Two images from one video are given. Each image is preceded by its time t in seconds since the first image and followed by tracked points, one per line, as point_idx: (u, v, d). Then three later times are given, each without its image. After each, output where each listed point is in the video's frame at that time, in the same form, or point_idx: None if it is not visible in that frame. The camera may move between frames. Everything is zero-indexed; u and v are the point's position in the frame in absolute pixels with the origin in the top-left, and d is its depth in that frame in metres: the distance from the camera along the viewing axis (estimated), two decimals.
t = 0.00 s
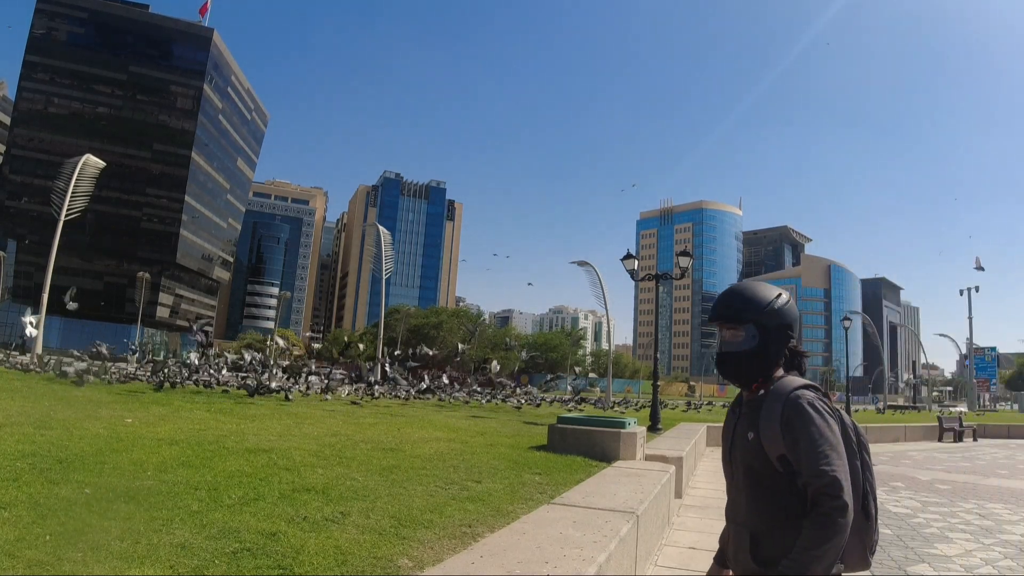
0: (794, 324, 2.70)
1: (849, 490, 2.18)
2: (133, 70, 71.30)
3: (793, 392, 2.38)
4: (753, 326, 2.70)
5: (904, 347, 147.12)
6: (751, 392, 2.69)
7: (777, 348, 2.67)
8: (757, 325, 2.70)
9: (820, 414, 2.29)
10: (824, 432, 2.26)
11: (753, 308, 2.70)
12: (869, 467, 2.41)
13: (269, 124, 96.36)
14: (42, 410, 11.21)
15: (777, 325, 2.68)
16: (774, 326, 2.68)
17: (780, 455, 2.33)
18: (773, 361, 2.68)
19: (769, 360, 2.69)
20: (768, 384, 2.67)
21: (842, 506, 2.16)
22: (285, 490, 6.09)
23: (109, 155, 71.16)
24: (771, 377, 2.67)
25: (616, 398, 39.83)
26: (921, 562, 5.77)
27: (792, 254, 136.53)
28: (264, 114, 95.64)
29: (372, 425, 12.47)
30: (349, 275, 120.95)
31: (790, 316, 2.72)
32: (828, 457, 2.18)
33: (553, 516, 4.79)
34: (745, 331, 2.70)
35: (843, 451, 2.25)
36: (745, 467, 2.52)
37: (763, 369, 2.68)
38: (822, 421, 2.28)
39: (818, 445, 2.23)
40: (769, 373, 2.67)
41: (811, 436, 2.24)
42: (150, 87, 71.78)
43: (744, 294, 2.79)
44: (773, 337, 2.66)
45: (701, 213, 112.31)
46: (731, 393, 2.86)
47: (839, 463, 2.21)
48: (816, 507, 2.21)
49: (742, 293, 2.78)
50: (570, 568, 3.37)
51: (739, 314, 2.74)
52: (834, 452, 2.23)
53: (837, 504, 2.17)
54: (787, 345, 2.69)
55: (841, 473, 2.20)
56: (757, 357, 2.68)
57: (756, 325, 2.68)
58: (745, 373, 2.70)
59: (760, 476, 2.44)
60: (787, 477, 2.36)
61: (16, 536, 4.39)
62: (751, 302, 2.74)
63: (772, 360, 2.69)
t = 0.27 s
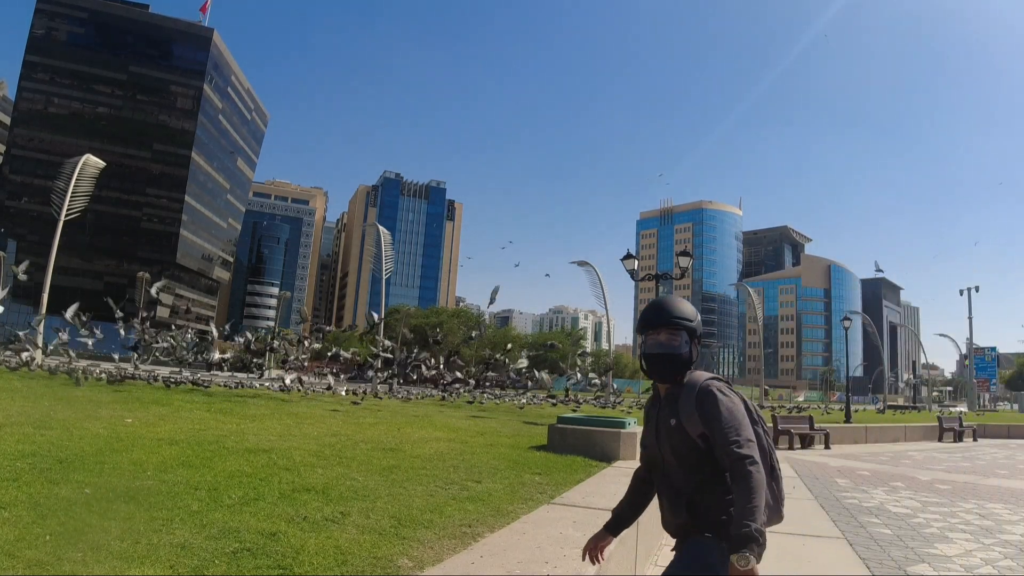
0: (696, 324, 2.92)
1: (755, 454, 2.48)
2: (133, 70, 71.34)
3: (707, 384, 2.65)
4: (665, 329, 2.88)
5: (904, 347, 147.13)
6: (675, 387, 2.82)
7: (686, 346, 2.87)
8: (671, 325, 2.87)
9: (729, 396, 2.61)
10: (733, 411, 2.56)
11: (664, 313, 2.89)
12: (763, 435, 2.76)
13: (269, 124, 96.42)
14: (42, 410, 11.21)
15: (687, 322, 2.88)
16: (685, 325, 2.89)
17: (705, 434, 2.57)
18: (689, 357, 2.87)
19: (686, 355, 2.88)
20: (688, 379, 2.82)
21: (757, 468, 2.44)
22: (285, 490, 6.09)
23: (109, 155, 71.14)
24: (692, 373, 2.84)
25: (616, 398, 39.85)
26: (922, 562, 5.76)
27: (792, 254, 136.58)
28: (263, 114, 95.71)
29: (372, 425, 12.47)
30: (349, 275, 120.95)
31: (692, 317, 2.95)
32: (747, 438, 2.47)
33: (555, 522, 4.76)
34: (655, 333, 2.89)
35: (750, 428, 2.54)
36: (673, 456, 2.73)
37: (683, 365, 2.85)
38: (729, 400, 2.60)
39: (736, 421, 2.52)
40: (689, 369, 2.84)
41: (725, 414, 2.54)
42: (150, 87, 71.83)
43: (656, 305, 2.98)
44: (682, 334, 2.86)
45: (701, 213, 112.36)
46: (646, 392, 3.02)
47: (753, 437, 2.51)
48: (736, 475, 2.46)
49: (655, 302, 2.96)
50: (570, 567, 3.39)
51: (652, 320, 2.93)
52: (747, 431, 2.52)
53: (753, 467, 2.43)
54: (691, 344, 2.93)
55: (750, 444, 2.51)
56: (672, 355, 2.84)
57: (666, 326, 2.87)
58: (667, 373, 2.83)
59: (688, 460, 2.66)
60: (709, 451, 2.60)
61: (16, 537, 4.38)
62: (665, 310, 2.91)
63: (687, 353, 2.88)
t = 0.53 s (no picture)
0: (635, 319, 3.11)
1: (698, 430, 2.72)
2: (133, 70, 71.37)
3: (649, 373, 2.89)
4: (609, 326, 3.08)
5: (904, 347, 147.05)
6: (620, 379, 3.02)
7: (630, 340, 3.07)
8: (612, 324, 3.07)
9: (670, 377, 2.84)
10: (675, 391, 2.79)
11: (606, 312, 3.10)
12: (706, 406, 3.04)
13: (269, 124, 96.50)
14: (42, 410, 11.20)
15: (626, 319, 3.09)
16: (626, 319, 3.08)
17: (649, 419, 2.82)
18: (633, 350, 3.08)
19: (631, 348, 3.07)
20: (633, 369, 3.02)
21: (699, 442, 2.68)
22: (284, 490, 6.09)
23: (109, 155, 71.13)
24: (639, 366, 3.03)
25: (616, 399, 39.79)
26: (922, 562, 5.76)
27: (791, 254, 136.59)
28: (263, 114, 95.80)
29: (372, 425, 12.46)
30: (349, 275, 120.96)
31: (632, 313, 3.15)
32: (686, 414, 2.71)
33: (557, 523, 4.74)
34: (600, 331, 3.09)
35: (691, 403, 2.77)
36: (625, 438, 3.00)
37: (627, 360, 3.05)
38: (670, 383, 2.82)
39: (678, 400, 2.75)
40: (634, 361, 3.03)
41: (667, 397, 2.75)
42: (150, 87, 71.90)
43: (597, 305, 3.18)
44: (624, 329, 3.06)
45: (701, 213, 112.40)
46: (597, 386, 3.23)
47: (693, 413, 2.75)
48: (679, 451, 2.71)
49: (598, 302, 3.16)
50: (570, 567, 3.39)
51: (594, 322, 3.12)
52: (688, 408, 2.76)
53: (695, 444, 2.66)
54: (637, 335, 3.13)
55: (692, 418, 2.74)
56: (617, 350, 3.04)
57: (608, 325, 3.07)
58: (612, 368, 3.05)
59: (640, 442, 2.93)
60: (657, 433, 2.86)
61: (16, 537, 4.39)
62: (605, 309, 3.12)
63: (633, 346, 3.07)
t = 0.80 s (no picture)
0: (584, 302, 3.25)
1: (623, 425, 2.73)
2: (133, 70, 71.39)
3: (585, 356, 2.95)
4: (555, 310, 3.19)
5: (904, 347, 146.97)
6: (559, 362, 3.15)
7: (575, 322, 3.20)
8: (558, 306, 3.18)
9: (606, 363, 2.86)
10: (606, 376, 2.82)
11: (552, 294, 3.22)
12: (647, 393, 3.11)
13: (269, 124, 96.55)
14: (42, 410, 11.20)
15: (573, 302, 3.21)
16: (572, 303, 3.20)
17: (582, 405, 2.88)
18: (576, 333, 3.19)
19: (575, 330, 3.19)
20: (574, 353, 3.12)
21: (622, 436, 2.70)
22: (285, 489, 6.10)
23: (109, 155, 71.14)
24: (580, 348, 3.14)
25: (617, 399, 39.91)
26: (921, 562, 5.77)
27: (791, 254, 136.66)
28: (264, 114, 95.84)
29: (372, 425, 12.46)
30: (349, 275, 120.99)
31: (582, 297, 3.26)
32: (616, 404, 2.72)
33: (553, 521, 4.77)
34: (547, 315, 3.20)
35: (621, 393, 2.78)
36: (562, 420, 3.12)
37: (572, 343, 3.17)
38: (603, 370, 2.85)
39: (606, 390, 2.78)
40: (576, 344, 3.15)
41: (597, 383, 2.80)
42: (150, 87, 71.96)
43: (549, 287, 3.31)
44: (567, 312, 3.17)
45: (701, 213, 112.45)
46: (543, 369, 3.34)
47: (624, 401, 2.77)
48: (605, 440, 2.74)
49: (549, 284, 3.29)
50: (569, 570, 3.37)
51: (541, 305, 3.24)
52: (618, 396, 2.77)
53: (619, 434, 2.70)
54: (584, 320, 3.24)
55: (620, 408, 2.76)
56: (560, 334, 3.15)
57: (553, 308, 3.18)
58: (555, 349, 3.16)
59: (575, 426, 3.01)
60: (588, 420, 2.93)
61: (16, 536, 4.39)
62: (554, 292, 3.24)
63: (579, 328, 3.21)
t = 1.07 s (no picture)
0: (571, 252, 3.71)
1: (607, 364, 3.22)
2: (133, 70, 71.40)
3: (574, 302, 3.42)
4: (545, 261, 3.65)
5: (904, 347, 146.96)
6: (548, 307, 3.62)
7: (563, 269, 3.66)
8: (547, 256, 3.65)
9: (593, 312, 3.33)
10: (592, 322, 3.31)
11: (544, 245, 3.68)
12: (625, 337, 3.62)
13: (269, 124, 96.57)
14: (42, 410, 11.19)
15: (561, 253, 3.67)
16: (561, 253, 3.66)
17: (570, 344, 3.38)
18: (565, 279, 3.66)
19: (563, 277, 3.66)
20: (564, 298, 3.58)
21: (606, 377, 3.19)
22: (285, 490, 6.09)
23: (109, 155, 71.10)
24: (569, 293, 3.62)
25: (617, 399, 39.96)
26: (922, 562, 5.76)
27: (791, 254, 136.68)
28: (264, 114, 95.85)
29: (372, 425, 12.47)
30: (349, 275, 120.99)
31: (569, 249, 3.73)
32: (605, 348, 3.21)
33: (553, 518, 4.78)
34: (540, 265, 3.66)
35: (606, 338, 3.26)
36: (552, 362, 3.60)
37: (559, 288, 3.62)
38: (589, 315, 3.34)
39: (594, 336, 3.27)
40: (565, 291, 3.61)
41: (588, 328, 3.27)
42: (150, 87, 71.95)
43: (537, 237, 3.76)
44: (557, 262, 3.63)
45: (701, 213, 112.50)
46: (530, 314, 3.79)
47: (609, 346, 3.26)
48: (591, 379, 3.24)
49: (539, 234, 3.76)
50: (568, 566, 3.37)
51: (532, 256, 3.70)
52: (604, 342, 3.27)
53: (605, 374, 3.19)
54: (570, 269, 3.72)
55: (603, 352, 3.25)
56: (549, 281, 3.62)
57: (542, 258, 3.66)
58: (543, 295, 3.63)
59: (562, 365, 3.53)
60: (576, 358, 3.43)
61: (16, 536, 4.38)
62: (545, 242, 3.71)
63: (566, 278, 3.66)
